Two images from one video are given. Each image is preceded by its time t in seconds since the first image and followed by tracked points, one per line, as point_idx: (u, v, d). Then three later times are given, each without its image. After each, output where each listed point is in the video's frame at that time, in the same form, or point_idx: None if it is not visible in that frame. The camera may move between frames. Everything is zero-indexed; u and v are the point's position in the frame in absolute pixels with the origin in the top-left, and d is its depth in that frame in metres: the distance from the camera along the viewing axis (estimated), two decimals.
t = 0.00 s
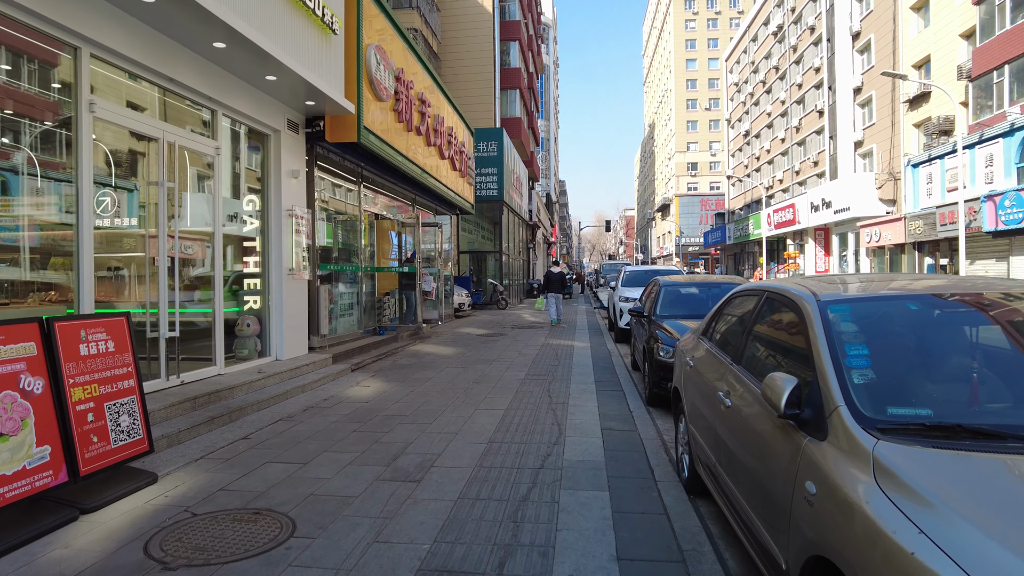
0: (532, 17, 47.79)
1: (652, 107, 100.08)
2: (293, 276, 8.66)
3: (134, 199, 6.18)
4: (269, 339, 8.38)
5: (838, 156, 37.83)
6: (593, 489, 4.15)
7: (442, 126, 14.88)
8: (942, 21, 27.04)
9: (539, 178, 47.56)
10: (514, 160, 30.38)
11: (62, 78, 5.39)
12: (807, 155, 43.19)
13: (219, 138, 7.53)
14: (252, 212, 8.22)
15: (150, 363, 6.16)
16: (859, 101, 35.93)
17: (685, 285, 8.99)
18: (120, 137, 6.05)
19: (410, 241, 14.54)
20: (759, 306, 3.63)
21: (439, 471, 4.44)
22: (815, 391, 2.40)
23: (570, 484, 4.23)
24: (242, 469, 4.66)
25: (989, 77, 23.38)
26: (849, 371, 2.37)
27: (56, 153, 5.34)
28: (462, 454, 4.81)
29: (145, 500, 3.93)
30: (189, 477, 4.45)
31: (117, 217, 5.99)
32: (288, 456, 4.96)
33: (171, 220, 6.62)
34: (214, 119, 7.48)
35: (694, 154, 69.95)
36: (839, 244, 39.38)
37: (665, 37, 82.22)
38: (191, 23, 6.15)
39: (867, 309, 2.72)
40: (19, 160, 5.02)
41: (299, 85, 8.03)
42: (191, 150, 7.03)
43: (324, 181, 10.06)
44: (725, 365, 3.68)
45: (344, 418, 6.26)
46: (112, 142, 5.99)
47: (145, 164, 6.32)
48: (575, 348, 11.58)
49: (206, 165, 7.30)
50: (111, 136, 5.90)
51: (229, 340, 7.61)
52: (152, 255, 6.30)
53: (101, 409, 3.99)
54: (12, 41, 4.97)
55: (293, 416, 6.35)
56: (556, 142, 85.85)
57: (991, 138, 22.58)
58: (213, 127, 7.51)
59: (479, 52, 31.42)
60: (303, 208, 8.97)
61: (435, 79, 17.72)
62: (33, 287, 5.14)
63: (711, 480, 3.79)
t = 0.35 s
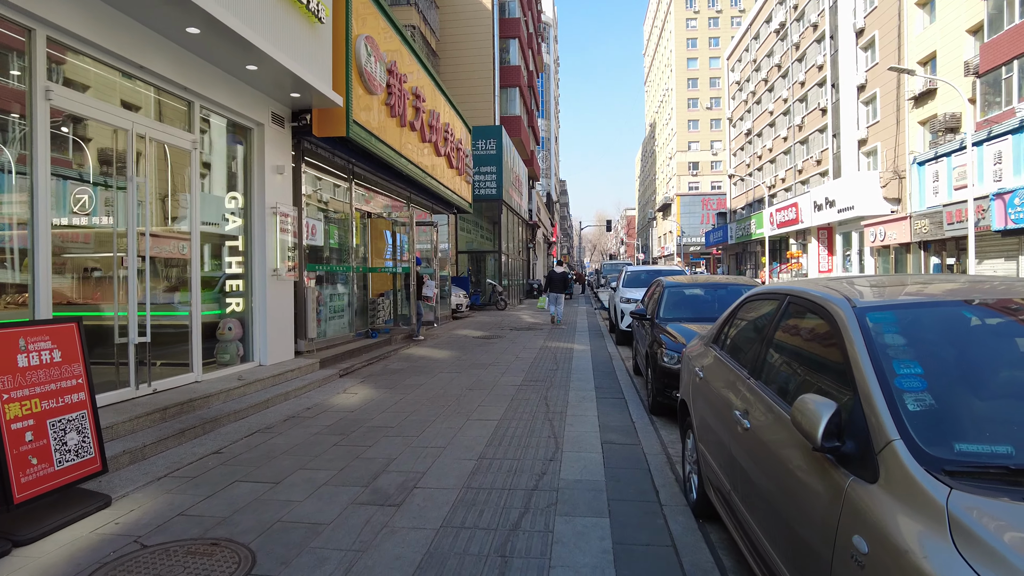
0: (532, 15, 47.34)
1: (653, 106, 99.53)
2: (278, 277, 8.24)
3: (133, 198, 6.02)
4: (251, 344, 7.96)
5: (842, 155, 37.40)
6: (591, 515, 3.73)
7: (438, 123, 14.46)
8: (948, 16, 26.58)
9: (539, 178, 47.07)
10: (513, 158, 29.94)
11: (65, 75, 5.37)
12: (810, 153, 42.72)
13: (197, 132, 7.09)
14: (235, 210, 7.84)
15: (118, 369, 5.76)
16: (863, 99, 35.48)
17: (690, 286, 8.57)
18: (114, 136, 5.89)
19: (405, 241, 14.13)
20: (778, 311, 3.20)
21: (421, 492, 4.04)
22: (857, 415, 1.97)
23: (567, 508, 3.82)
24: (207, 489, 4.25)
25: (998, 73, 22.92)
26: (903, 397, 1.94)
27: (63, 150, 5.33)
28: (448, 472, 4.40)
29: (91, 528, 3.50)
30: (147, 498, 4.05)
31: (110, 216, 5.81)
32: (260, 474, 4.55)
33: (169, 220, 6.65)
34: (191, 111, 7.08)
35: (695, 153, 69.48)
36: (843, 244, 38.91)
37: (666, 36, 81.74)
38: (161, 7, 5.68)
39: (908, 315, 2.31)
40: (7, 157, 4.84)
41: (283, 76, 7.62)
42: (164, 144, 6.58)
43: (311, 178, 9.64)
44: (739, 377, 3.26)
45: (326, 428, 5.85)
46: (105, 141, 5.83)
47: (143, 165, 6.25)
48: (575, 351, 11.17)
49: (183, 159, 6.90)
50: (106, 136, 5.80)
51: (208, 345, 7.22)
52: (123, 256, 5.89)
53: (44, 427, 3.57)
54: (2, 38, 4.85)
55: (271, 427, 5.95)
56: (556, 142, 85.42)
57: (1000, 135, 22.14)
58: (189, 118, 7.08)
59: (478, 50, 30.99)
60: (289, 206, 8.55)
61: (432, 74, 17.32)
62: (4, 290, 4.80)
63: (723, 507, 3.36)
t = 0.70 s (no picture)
0: (534, 12, 46.91)
1: (656, 105, 98.98)
2: (267, 275, 7.84)
3: (130, 197, 6.03)
4: (238, 346, 7.57)
5: (848, 153, 36.90)
6: (601, 541, 3.33)
7: (437, 117, 14.04)
8: (957, 11, 26.11)
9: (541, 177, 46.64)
10: (515, 156, 29.52)
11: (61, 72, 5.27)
12: (816, 152, 42.23)
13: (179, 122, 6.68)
14: (222, 205, 7.47)
15: (89, 372, 5.39)
16: (869, 96, 34.99)
17: (700, 285, 8.15)
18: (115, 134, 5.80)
19: (402, 239, 13.71)
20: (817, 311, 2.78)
21: (411, 513, 3.64)
22: (946, 445, 1.59)
23: (573, 533, 3.42)
24: (176, 506, 3.87)
25: (1009, 69, 22.46)
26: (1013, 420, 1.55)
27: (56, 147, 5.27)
28: (442, 490, 4.01)
29: (39, 555, 3.12)
30: (108, 517, 3.67)
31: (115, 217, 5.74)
32: (236, 489, 4.17)
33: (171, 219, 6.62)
34: (172, 101, 6.66)
35: (699, 152, 68.95)
36: (849, 243, 38.43)
37: (668, 35, 81.24)
38: None
39: (993, 319, 1.91)
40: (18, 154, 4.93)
41: (271, 63, 7.20)
42: (143, 135, 6.17)
43: (302, 172, 9.24)
44: (772, 387, 2.83)
45: (313, 437, 5.45)
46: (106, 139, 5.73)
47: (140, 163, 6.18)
48: (579, 353, 10.75)
49: (164, 151, 6.51)
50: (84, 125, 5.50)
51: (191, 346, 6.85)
52: (97, 253, 5.55)
53: None
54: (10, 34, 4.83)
55: (255, 435, 5.55)
56: (558, 141, 84.88)
57: (1011, 131, 21.69)
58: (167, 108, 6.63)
59: (480, 47, 30.59)
60: (279, 201, 8.14)
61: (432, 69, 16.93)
62: None
63: (750, 534, 2.95)
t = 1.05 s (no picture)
0: (536, 10, 46.42)
1: (658, 105, 98.47)
2: (254, 276, 7.43)
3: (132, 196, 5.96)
4: (223, 350, 7.16)
5: (854, 152, 36.42)
6: None
7: (437, 113, 13.62)
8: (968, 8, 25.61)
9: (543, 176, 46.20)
10: (517, 155, 29.09)
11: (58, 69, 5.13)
12: (821, 151, 41.73)
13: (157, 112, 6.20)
14: (206, 202, 7.09)
15: (55, 378, 4.93)
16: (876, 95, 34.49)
17: (711, 287, 7.73)
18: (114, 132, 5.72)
19: (401, 237, 13.34)
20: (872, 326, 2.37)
21: (397, 548, 3.21)
22: None
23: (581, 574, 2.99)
24: (135, 536, 3.44)
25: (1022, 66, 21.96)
26: None
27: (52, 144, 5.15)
28: (433, 519, 3.58)
29: None
30: (55, 549, 3.24)
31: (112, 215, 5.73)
32: (206, 515, 3.74)
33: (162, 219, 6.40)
34: (150, 90, 6.16)
35: (702, 152, 68.47)
36: (855, 243, 37.93)
37: (671, 34, 80.72)
38: None
39: None
40: (10, 150, 4.93)
41: (258, 51, 6.75)
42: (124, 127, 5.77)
43: (293, 167, 8.83)
44: (820, 414, 2.43)
45: (296, 453, 5.02)
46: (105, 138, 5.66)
47: (138, 160, 6.02)
48: (582, 357, 10.34)
49: (143, 144, 6.04)
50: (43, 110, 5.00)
51: (172, 351, 6.43)
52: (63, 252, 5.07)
53: None
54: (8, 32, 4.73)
55: (234, 450, 5.13)
56: (560, 141, 84.34)
57: None
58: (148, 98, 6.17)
59: (481, 44, 30.15)
60: (268, 198, 7.74)
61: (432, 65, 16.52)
62: None
63: None
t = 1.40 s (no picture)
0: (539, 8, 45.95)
1: (662, 104, 97.89)
2: (237, 276, 7.02)
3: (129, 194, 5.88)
4: (204, 355, 6.75)
5: (861, 150, 35.89)
6: None
7: (435, 107, 13.21)
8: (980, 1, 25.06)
9: (546, 174, 45.75)
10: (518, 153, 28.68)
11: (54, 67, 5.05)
12: (827, 149, 41.19)
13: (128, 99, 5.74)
14: (188, 198, 6.70)
15: (9, 385, 4.52)
16: (884, 92, 33.94)
17: (721, 287, 7.29)
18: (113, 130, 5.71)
19: (397, 237, 13.10)
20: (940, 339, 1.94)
21: None
22: None
23: None
24: (77, 570, 3.02)
25: None
26: None
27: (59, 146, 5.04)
28: (418, 554, 3.16)
29: None
30: None
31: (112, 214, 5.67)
32: (162, 544, 3.32)
33: (161, 217, 6.32)
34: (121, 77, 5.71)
35: (706, 151, 67.95)
36: (863, 242, 37.40)
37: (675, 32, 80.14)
38: None
39: None
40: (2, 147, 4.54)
41: (240, 37, 6.30)
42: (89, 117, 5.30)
43: (281, 161, 8.43)
44: (875, 443, 2.00)
45: (273, 469, 4.59)
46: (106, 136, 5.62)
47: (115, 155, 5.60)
48: (586, 360, 9.93)
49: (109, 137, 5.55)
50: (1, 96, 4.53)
51: (150, 355, 6.06)
52: (19, 250, 4.60)
53: None
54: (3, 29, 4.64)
55: (208, 464, 4.70)
56: (564, 140, 83.94)
57: None
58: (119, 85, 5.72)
59: (483, 41, 29.74)
60: (253, 194, 7.34)
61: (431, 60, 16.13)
62: None
63: None
